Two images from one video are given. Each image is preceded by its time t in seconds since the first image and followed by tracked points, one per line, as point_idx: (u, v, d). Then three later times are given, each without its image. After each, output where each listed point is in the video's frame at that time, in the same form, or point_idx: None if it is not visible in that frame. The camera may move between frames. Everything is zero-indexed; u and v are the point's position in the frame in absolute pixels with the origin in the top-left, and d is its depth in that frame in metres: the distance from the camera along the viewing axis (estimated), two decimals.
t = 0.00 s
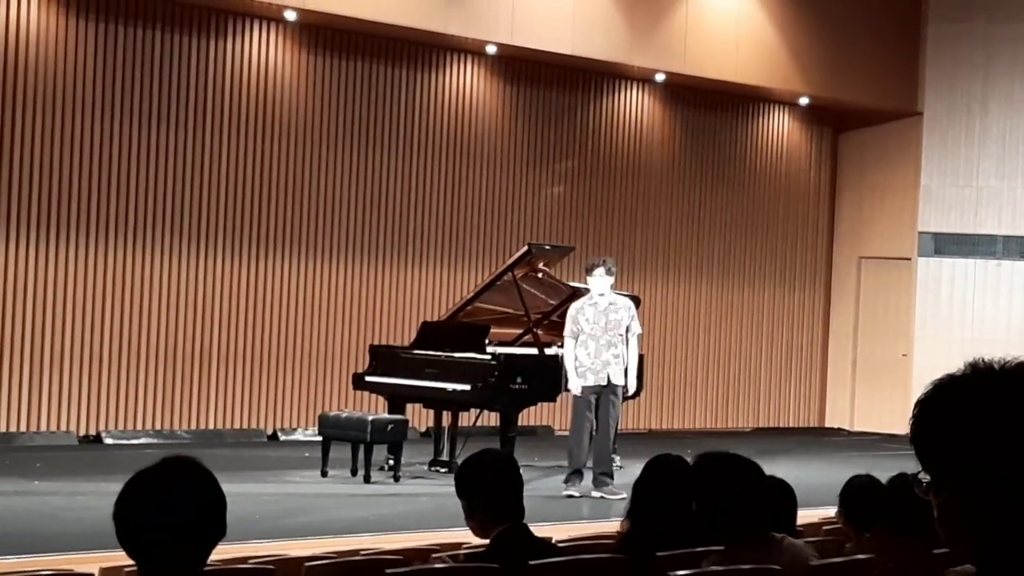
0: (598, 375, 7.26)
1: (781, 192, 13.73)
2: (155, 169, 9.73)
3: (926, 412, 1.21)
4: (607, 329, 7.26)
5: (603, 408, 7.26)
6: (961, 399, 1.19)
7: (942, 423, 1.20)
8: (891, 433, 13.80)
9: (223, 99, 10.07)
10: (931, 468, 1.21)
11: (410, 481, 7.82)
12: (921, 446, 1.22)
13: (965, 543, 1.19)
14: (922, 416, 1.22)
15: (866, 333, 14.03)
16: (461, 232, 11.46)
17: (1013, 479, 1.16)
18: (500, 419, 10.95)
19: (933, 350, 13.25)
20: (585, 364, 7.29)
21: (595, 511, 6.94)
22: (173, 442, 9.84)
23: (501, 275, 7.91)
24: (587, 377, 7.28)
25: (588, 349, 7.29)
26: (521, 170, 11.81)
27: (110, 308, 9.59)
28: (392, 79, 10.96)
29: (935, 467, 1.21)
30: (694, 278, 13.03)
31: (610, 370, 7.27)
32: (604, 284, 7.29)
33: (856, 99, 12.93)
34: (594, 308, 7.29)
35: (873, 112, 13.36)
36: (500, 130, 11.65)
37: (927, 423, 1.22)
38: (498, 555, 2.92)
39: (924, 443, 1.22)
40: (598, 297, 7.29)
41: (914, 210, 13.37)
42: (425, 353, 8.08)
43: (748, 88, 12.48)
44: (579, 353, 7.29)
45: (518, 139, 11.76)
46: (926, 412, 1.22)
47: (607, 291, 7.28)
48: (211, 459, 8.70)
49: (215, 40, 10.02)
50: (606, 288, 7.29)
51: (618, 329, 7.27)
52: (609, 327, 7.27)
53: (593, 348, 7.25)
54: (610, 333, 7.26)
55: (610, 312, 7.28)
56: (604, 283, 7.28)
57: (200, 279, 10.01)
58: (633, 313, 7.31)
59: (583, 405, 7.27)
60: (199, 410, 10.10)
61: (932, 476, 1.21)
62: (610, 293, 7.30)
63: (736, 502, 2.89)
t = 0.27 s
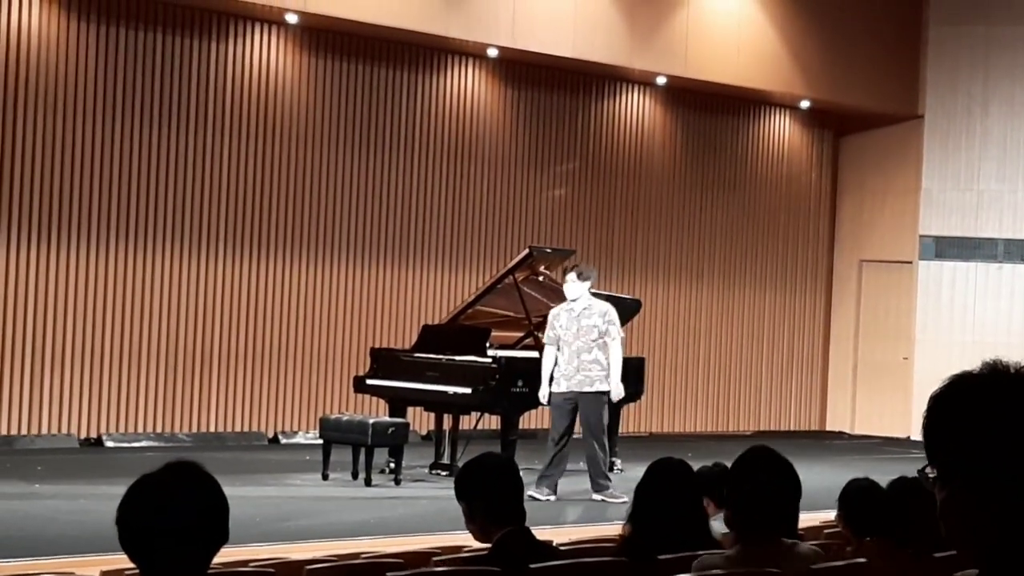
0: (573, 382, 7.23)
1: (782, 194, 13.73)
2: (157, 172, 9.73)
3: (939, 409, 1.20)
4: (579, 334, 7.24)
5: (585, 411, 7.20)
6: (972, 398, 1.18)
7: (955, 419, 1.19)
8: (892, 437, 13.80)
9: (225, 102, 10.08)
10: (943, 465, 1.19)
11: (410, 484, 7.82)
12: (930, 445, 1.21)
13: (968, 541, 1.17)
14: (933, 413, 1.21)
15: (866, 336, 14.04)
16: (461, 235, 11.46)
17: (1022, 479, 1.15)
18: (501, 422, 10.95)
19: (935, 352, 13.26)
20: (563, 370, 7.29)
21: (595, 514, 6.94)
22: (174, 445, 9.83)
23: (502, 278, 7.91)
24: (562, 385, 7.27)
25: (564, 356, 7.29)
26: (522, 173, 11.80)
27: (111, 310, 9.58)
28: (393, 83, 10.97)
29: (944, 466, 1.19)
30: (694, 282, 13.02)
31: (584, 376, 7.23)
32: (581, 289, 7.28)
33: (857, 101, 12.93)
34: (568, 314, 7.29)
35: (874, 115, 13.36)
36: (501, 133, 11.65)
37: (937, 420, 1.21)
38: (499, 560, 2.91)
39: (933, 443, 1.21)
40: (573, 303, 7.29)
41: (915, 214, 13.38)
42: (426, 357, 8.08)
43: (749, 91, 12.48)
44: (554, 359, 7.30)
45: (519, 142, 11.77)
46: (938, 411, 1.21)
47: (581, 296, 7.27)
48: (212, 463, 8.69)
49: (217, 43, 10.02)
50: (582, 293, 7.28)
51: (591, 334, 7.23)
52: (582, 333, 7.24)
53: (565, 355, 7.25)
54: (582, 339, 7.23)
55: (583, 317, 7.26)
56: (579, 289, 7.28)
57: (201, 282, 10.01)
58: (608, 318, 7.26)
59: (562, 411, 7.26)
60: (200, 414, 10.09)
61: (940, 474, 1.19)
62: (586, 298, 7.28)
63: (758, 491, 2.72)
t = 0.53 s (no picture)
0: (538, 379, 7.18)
1: (784, 197, 13.73)
2: (157, 176, 9.74)
3: (950, 414, 1.21)
4: (543, 332, 7.16)
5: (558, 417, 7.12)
6: (980, 404, 1.20)
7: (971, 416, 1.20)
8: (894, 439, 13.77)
9: (226, 105, 10.08)
10: (952, 465, 1.18)
11: (411, 487, 7.81)
12: (942, 452, 1.21)
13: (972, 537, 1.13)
14: (944, 420, 1.22)
15: (868, 339, 14.03)
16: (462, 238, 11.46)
17: None
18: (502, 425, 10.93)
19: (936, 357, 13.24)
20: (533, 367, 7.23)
21: (595, 517, 6.93)
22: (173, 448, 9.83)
23: (503, 281, 7.91)
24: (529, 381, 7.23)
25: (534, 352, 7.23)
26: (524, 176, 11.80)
27: (110, 313, 9.58)
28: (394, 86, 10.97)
29: (954, 467, 1.18)
30: (695, 286, 13.00)
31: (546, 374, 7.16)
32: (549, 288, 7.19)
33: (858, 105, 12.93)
34: (538, 311, 7.22)
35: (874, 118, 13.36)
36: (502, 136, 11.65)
37: (949, 428, 1.21)
38: (499, 563, 2.91)
39: (944, 446, 1.21)
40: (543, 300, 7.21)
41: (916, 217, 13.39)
42: (427, 359, 8.07)
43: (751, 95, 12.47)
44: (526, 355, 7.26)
45: (520, 145, 11.77)
46: (949, 418, 1.22)
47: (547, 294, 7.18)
48: (214, 465, 8.70)
49: (218, 46, 10.03)
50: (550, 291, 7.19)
51: (552, 331, 7.13)
52: (546, 331, 7.16)
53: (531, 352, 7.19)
54: (545, 336, 7.15)
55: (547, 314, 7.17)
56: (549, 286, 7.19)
57: (202, 285, 10.01)
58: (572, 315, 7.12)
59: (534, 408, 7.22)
60: (201, 417, 10.10)
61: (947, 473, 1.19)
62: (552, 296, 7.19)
63: (769, 502, 2.58)
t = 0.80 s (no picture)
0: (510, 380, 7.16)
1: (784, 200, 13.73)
2: (159, 177, 9.73)
3: (956, 411, 1.29)
4: (512, 336, 7.09)
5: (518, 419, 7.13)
6: (983, 407, 1.27)
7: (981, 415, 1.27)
8: (894, 442, 13.76)
9: (229, 107, 10.08)
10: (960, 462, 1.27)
11: (412, 490, 7.81)
12: (952, 449, 1.30)
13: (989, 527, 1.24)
14: (955, 417, 1.30)
15: (869, 341, 14.02)
16: (464, 241, 11.46)
17: None
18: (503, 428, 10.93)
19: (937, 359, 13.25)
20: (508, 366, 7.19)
21: (598, 520, 6.94)
22: (174, 450, 9.83)
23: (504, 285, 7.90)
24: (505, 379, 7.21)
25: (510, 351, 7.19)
26: (526, 179, 11.80)
27: (113, 316, 9.58)
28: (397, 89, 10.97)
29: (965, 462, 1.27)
30: (696, 288, 13.00)
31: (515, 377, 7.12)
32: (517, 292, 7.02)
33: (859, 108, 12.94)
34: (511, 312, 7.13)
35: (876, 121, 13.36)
36: (504, 139, 11.66)
37: (958, 424, 1.30)
38: (502, 563, 2.90)
39: (953, 445, 1.30)
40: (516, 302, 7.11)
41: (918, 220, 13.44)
42: (428, 362, 8.05)
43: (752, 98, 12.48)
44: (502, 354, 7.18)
45: (523, 148, 11.77)
46: (954, 416, 1.30)
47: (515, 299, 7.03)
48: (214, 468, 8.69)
49: (220, 49, 10.03)
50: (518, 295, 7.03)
51: (520, 337, 7.04)
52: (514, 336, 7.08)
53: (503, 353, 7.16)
54: (513, 340, 7.09)
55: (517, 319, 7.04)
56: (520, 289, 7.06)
57: (204, 288, 10.01)
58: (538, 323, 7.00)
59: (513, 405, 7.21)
60: (203, 419, 10.09)
61: (956, 472, 1.28)
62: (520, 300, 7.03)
63: (766, 506, 2.59)
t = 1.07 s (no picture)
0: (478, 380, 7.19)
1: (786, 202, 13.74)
2: (160, 178, 9.74)
3: (963, 416, 1.35)
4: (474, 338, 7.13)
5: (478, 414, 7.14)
6: (992, 408, 1.33)
7: (985, 423, 1.33)
8: (896, 445, 13.76)
9: (229, 109, 10.08)
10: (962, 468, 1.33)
11: (414, 492, 7.81)
12: (957, 451, 1.35)
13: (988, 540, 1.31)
14: (959, 422, 1.36)
15: (871, 344, 14.00)
16: (465, 243, 11.46)
17: None
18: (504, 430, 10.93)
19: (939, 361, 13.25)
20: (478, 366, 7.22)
21: (599, 522, 6.94)
22: (176, 453, 9.83)
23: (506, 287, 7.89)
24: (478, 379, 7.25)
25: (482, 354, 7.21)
26: (528, 182, 11.81)
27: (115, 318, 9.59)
28: (399, 91, 10.98)
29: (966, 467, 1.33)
30: (698, 291, 13.00)
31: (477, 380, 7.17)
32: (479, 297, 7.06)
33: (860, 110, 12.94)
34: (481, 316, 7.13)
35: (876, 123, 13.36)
36: (506, 141, 11.66)
37: (965, 429, 1.35)
38: (503, 564, 2.89)
39: (960, 448, 1.34)
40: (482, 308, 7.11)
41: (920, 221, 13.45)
42: (431, 364, 8.01)
43: (755, 100, 12.48)
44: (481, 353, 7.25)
45: (524, 151, 11.78)
46: (960, 423, 1.36)
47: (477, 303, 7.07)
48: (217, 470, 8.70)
49: (221, 51, 10.03)
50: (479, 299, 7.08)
51: (477, 341, 7.08)
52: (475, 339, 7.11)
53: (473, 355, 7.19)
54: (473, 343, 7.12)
55: (477, 323, 7.09)
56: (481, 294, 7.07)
57: (205, 290, 10.01)
58: (489, 328, 7.02)
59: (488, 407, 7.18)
60: (204, 422, 10.09)
61: (960, 471, 1.34)
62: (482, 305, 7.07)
63: (780, 511, 2.57)
